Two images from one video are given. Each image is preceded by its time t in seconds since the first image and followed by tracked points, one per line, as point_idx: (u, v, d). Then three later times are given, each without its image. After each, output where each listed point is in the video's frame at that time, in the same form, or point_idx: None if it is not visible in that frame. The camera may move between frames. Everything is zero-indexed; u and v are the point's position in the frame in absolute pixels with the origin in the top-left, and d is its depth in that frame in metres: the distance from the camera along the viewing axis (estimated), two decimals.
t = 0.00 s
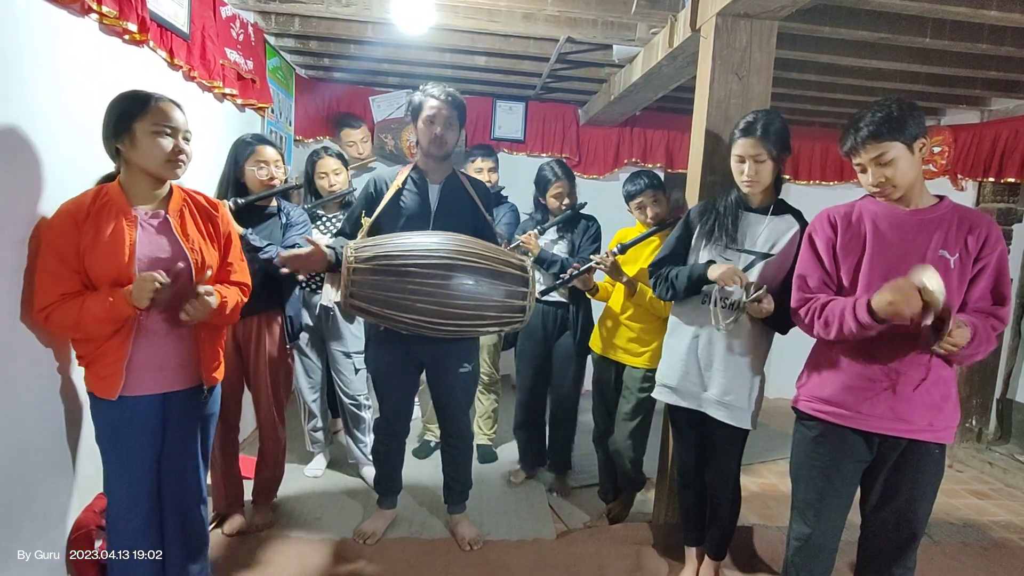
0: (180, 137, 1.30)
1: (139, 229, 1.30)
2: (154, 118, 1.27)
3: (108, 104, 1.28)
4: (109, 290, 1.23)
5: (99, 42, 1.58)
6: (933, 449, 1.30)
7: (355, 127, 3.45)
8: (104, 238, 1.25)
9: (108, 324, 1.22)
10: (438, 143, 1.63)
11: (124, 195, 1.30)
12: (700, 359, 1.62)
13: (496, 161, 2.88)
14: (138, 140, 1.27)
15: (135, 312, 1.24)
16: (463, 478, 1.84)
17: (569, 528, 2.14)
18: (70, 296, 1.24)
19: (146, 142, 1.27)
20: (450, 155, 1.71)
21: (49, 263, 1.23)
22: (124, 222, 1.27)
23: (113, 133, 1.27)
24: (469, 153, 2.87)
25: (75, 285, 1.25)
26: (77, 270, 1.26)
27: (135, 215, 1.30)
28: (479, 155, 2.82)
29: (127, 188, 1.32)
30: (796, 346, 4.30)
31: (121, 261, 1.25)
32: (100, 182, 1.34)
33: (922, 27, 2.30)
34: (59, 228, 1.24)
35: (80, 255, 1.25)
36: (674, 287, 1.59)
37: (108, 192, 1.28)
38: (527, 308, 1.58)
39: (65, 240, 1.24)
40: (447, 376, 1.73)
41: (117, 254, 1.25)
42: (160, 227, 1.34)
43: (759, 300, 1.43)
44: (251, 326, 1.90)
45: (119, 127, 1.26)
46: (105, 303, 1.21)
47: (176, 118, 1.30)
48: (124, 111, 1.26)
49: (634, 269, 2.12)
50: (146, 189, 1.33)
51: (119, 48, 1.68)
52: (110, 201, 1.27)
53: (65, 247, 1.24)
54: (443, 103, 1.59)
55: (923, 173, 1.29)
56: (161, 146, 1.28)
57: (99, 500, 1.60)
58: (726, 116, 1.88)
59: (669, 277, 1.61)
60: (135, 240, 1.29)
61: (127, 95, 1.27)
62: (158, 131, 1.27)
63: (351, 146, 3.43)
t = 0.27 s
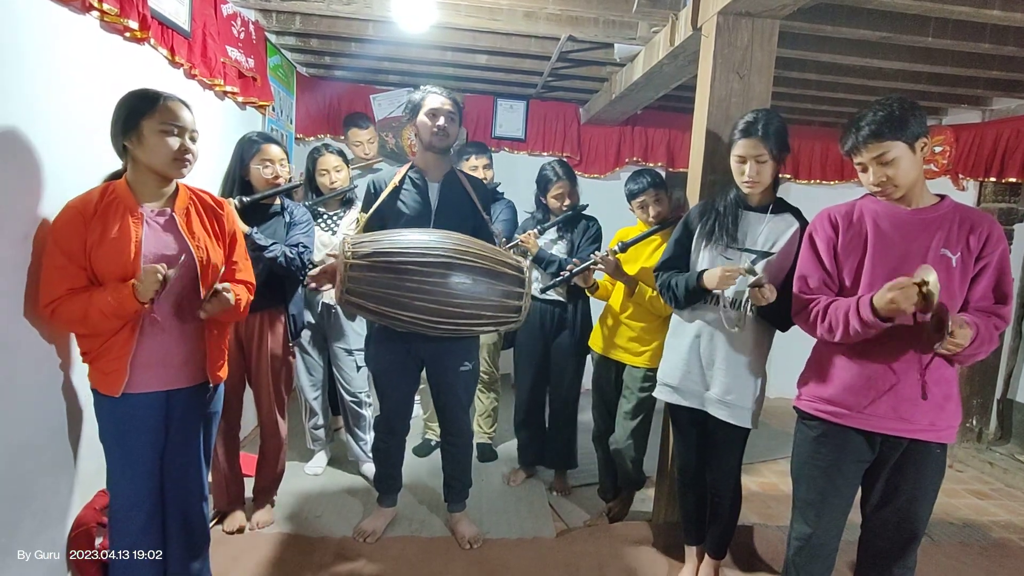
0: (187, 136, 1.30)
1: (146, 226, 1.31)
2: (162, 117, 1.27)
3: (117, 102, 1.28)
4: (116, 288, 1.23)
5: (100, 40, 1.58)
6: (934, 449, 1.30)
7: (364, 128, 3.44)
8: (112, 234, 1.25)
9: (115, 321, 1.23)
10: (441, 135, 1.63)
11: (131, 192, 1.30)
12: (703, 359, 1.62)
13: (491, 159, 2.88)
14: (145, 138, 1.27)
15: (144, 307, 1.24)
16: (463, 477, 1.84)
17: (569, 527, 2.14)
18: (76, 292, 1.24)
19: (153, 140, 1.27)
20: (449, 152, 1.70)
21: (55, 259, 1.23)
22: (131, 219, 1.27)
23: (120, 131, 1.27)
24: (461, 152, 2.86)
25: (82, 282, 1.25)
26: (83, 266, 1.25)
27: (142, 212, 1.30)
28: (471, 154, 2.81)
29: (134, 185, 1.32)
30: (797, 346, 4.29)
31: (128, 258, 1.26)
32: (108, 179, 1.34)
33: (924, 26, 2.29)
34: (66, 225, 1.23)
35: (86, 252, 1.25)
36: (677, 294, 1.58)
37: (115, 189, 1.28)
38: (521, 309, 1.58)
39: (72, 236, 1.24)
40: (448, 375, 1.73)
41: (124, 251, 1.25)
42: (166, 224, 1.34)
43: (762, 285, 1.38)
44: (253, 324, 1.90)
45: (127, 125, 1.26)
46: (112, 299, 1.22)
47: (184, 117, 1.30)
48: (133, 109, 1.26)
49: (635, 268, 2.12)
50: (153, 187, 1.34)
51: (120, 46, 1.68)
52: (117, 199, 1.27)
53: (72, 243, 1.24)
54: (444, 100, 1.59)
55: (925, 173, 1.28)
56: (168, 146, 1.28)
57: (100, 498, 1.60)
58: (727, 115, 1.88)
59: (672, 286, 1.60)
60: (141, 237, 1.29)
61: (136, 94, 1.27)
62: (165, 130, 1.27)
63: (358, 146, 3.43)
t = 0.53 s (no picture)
0: (196, 136, 1.30)
1: (152, 225, 1.31)
2: (171, 116, 1.27)
3: (126, 101, 1.28)
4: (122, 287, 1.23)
5: (102, 39, 1.57)
6: (937, 449, 1.29)
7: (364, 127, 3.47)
8: (119, 233, 1.25)
9: (120, 319, 1.23)
10: (441, 136, 1.63)
11: (138, 190, 1.30)
12: (706, 358, 1.62)
13: (495, 157, 2.87)
14: (153, 137, 1.27)
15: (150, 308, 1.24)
16: (465, 476, 1.84)
17: (570, 526, 2.14)
18: (82, 290, 1.24)
19: (161, 139, 1.27)
20: (450, 151, 1.70)
21: (62, 257, 1.23)
22: (137, 217, 1.27)
23: (130, 130, 1.27)
24: (464, 150, 2.86)
25: (88, 279, 1.25)
26: (90, 264, 1.25)
27: (149, 211, 1.30)
28: (475, 152, 2.81)
29: (141, 184, 1.32)
30: (798, 346, 4.29)
31: (133, 256, 1.26)
32: (115, 177, 1.34)
33: (927, 26, 2.28)
34: (73, 223, 1.23)
35: (93, 250, 1.25)
36: (681, 296, 1.59)
37: (123, 187, 1.28)
38: (523, 305, 1.58)
39: (79, 234, 1.23)
40: (449, 373, 1.73)
41: (130, 250, 1.25)
42: (173, 223, 1.34)
43: (763, 279, 1.40)
44: (256, 323, 1.90)
45: (137, 124, 1.26)
46: (117, 297, 1.22)
47: (193, 117, 1.30)
48: (142, 108, 1.26)
49: (635, 266, 2.10)
50: (160, 186, 1.33)
51: (123, 44, 1.68)
52: (124, 197, 1.27)
53: (78, 241, 1.24)
54: (446, 99, 1.59)
55: (926, 172, 1.28)
56: (177, 145, 1.28)
57: (102, 495, 1.60)
58: (729, 114, 1.88)
59: (676, 287, 1.61)
60: (147, 236, 1.29)
61: (145, 93, 1.27)
62: (174, 129, 1.27)
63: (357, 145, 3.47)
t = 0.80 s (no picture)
0: (199, 135, 1.30)
1: (156, 224, 1.31)
2: (175, 116, 1.27)
3: (130, 100, 1.28)
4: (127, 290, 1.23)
5: (103, 38, 1.57)
6: (939, 449, 1.29)
7: (356, 124, 3.47)
8: (122, 232, 1.25)
9: (121, 318, 1.23)
10: (441, 139, 1.63)
11: (142, 190, 1.30)
12: (709, 357, 1.62)
13: (507, 161, 2.87)
14: (157, 137, 1.27)
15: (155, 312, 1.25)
16: (465, 475, 1.84)
17: (571, 526, 2.14)
18: (84, 289, 1.24)
19: (164, 139, 1.27)
20: (452, 152, 1.70)
21: (65, 256, 1.23)
22: (140, 217, 1.27)
23: (133, 129, 1.27)
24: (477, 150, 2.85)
25: (90, 279, 1.25)
26: (93, 263, 1.26)
27: (152, 211, 1.30)
28: (489, 153, 2.80)
29: (145, 183, 1.32)
30: (799, 345, 4.29)
31: (136, 256, 1.26)
32: (120, 176, 1.34)
33: (929, 25, 2.28)
34: (76, 222, 1.23)
35: (96, 249, 1.25)
36: (684, 300, 1.58)
37: (127, 186, 1.28)
38: (519, 310, 1.58)
39: (82, 234, 1.24)
40: (450, 373, 1.73)
41: (132, 249, 1.25)
42: (176, 223, 1.34)
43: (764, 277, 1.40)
44: (259, 323, 1.91)
45: (140, 124, 1.26)
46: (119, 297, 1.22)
47: (196, 116, 1.29)
48: (147, 107, 1.26)
49: (634, 267, 2.09)
50: (164, 186, 1.33)
51: (124, 43, 1.68)
52: (128, 197, 1.27)
53: (82, 240, 1.24)
54: (448, 98, 1.59)
55: (928, 172, 1.28)
56: (180, 145, 1.28)
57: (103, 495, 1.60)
58: (730, 114, 1.87)
59: (678, 290, 1.60)
60: (150, 235, 1.29)
61: (148, 93, 1.27)
62: (178, 129, 1.27)
63: (352, 142, 3.46)
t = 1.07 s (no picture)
0: (198, 134, 1.30)
1: (155, 224, 1.31)
2: (174, 115, 1.27)
3: (128, 99, 1.27)
4: (126, 288, 1.24)
5: (104, 37, 1.57)
6: (941, 449, 1.29)
7: (349, 122, 3.44)
8: (121, 231, 1.25)
9: (120, 318, 1.23)
10: (443, 141, 1.64)
11: (141, 189, 1.30)
12: (711, 357, 1.62)
13: (515, 161, 2.84)
14: (156, 136, 1.27)
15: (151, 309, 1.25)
16: (466, 475, 1.84)
17: (571, 525, 2.14)
18: (83, 289, 1.24)
19: (163, 139, 1.27)
20: (455, 153, 1.70)
21: (65, 255, 1.23)
22: (139, 216, 1.27)
23: (132, 129, 1.27)
24: (485, 151, 2.83)
25: (89, 278, 1.25)
26: (92, 262, 1.25)
27: (151, 210, 1.30)
28: (495, 154, 2.79)
29: (145, 183, 1.32)
30: (801, 345, 4.29)
31: (135, 255, 1.25)
32: (119, 175, 1.34)
33: (932, 24, 2.27)
34: (75, 222, 1.23)
35: (95, 249, 1.25)
36: (685, 296, 1.59)
37: (126, 186, 1.28)
38: (521, 307, 1.57)
39: (81, 233, 1.23)
40: (451, 373, 1.73)
41: (131, 248, 1.25)
42: (175, 222, 1.34)
43: (772, 277, 1.38)
44: (260, 322, 1.91)
45: (139, 123, 1.26)
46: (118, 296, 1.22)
47: (195, 115, 1.29)
48: (146, 107, 1.26)
49: (638, 266, 2.08)
50: (163, 185, 1.33)
51: (124, 42, 1.67)
52: (127, 196, 1.27)
53: (81, 240, 1.24)
54: (451, 98, 1.59)
55: (929, 171, 1.27)
56: (180, 144, 1.28)
57: (103, 494, 1.60)
58: (732, 113, 1.87)
59: (680, 287, 1.61)
60: (149, 235, 1.29)
61: (146, 92, 1.27)
62: (177, 128, 1.27)
63: (347, 141, 3.40)
